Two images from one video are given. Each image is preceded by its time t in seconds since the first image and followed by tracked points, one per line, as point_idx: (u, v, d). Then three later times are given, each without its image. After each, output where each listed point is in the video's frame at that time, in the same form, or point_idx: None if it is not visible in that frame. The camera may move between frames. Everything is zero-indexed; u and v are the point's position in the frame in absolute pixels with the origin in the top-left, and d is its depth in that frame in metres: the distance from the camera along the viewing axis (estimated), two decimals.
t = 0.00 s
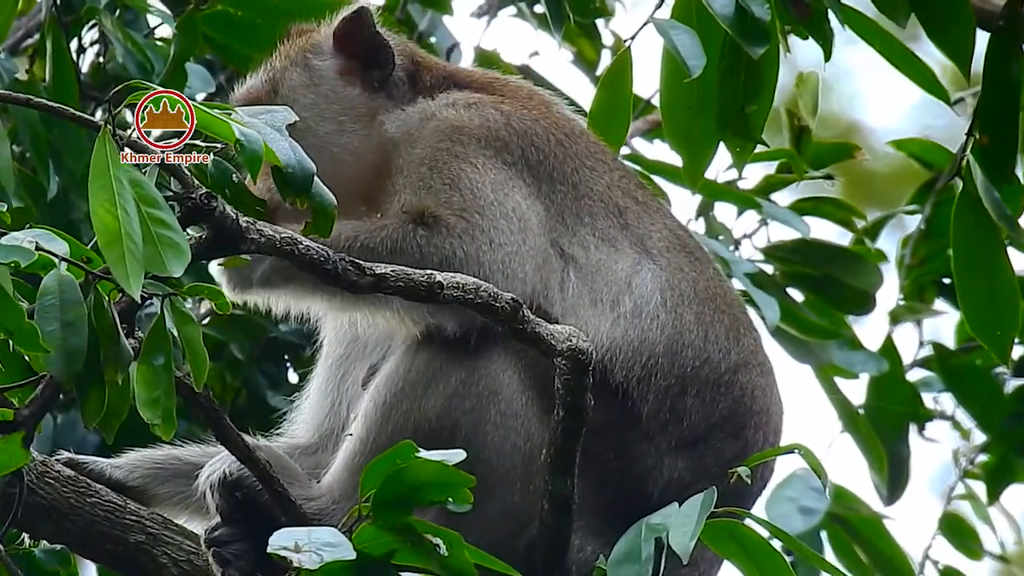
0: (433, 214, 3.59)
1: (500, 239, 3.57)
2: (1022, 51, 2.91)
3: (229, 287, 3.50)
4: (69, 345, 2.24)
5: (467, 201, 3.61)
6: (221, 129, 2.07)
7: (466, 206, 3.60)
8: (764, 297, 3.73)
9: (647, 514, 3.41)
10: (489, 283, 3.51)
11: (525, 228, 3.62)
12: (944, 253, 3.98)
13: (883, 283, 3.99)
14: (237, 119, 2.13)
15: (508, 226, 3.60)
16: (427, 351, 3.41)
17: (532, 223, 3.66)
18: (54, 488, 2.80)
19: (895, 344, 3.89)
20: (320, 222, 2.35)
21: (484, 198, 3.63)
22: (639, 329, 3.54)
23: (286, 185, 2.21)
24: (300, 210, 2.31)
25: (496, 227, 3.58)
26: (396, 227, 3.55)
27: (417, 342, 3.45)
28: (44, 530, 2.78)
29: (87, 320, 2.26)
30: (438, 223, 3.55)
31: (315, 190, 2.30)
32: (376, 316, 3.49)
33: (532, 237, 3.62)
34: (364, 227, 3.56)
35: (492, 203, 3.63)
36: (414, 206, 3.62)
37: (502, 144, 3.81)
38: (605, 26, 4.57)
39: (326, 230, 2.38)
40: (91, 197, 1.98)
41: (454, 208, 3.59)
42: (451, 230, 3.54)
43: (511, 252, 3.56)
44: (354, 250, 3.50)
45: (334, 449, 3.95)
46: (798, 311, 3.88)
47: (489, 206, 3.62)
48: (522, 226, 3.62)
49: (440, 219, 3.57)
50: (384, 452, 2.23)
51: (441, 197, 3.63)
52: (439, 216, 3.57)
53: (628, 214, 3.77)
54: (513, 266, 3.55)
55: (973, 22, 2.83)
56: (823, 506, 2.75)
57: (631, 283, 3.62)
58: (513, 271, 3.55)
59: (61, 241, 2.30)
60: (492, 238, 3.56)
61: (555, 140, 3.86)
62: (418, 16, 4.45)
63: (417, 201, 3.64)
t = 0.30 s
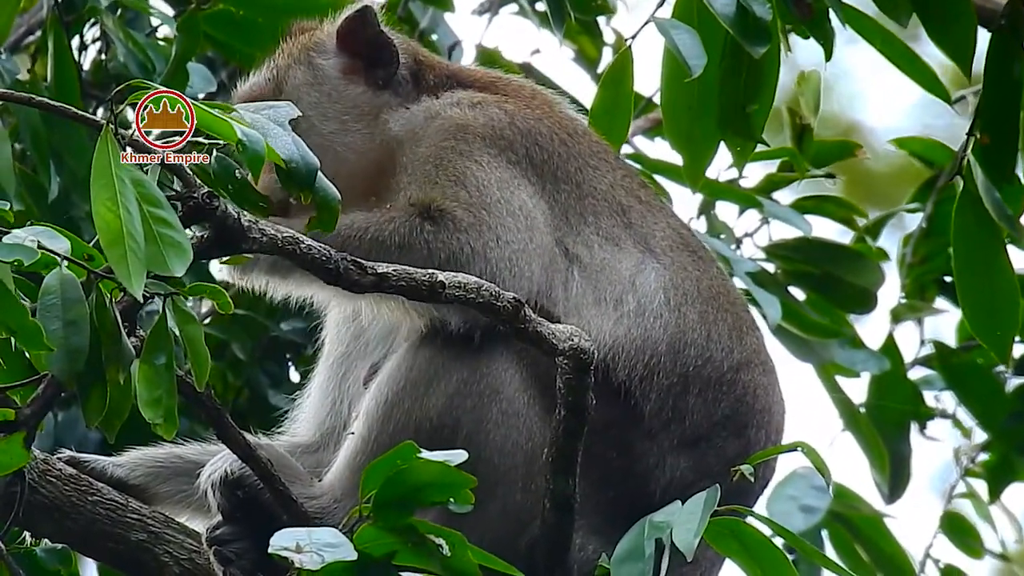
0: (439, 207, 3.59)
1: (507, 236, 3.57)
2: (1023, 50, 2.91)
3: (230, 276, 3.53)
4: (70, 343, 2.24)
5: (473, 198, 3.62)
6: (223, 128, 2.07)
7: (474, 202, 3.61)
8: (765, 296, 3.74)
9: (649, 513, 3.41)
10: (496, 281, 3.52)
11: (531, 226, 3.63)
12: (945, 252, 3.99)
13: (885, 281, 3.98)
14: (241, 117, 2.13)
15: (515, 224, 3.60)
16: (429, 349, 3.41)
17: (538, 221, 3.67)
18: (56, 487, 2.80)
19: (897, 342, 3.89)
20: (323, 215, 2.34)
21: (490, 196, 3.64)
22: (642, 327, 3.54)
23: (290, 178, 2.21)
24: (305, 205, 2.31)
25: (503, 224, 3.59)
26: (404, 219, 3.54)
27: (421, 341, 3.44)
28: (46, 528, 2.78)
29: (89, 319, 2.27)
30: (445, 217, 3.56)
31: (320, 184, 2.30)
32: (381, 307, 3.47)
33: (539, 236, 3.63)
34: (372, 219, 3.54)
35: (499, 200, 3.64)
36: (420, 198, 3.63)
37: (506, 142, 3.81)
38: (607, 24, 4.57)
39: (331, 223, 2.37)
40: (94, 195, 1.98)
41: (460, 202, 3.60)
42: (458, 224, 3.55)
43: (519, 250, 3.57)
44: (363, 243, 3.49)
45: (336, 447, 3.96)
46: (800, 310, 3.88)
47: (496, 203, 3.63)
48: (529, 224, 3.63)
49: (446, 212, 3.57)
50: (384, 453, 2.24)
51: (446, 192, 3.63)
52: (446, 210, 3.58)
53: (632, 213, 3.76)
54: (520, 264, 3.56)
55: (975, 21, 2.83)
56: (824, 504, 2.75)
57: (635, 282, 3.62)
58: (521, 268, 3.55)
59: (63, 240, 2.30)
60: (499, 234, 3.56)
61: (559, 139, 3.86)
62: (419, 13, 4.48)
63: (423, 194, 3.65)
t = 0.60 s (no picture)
0: (431, 201, 3.58)
1: (499, 225, 3.58)
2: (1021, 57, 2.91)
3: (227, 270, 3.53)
4: (71, 344, 2.25)
5: (466, 185, 3.62)
6: (224, 129, 2.08)
7: (467, 194, 3.60)
8: (764, 299, 3.76)
9: (650, 512, 3.41)
10: (488, 272, 3.52)
11: (524, 213, 3.64)
12: (944, 254, 3.99)
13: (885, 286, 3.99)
14: (239, 118, 2.13)
15: (507, 212, 3.61)
16: (431, 345, 3.41)
17: (532, 209, 3.67)
18: (57, 485, 2.80)
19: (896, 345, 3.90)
20: (326, 211, 2.33)
21: (484, 183, 3.64)
22: (638, 321, 3.56)
23: (292, 175, 2.22)
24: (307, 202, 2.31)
25: (495, 213, 3.59)
26: (396, 213, 3.54)
27: (420, 336, 3.45)
28: (48, 527, 2.78)
29: (90, 319, 2.27)
30: (437, 215, 3.55)
31: (322, 181, 2.30)
32: (381, 304, 3.51)
33: (532, 224, 3.64)
34: (365, 212, 3.52)
35: (492, 188, 3.64)
36: (412, 189, 3.63)
37: (504, 130, 3.82)
38: (605, 28, 4.58)
39: (335, 219, 2.37)
40: (95, 196, 1.99)
41: (452, 196, 3.60)
42: (449, 219, 3.55)
43: (511, 239, 3.57)
44: (360, 235, 3.47)
45: (336, 444, 3.96)
46: (800, 314, 3.89)
47: (489, 191, 3.62)
48: (522, 212, 3.63)
49: (439, 208, 3.56)
50: (388, 452, 2.24)
51: (440, 181, 3.64)
52: (439, 207, 3.57)
53: (625, 206, 3.76)
54: (513, 253, 3.56)
55: (974, 25, 2.84)
56: (823, 507, 2.76)
57: (628, 272, 3.64)
58: (514, 255, 3.56)
59: (64, 239, 2.32)
60: (492, 224, 3.57)
61: (555, 131, 3.86)
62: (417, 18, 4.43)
63: (415, 183, 3.66)
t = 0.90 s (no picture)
0: (439, 202, 3.61)
1: (507, 228, 3.60)
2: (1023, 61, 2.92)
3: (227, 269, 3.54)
4: (73, 343, 2.25)
5: (474, 188, 3.65)
6: (226, 130, 2.08)
7: (475, 195, 3.63)
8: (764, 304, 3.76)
9: (651, 512, 3.42)
10: (494, 273, 3.54)
11: (531, 217, 3.66)
12: (943, 256, 4.00)
13: (883, 290, 4.01)
14: (242, 119, 2.14)
15: (516, 216, 3.63)
16: (432, 345, 3.43)
17: (538, 212, 3.69)
18: (58, 484, 2.81)
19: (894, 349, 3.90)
20: (320, 219, 2.35)
21: (492, 186, 3.66)
22: (643, 324, 3.56)
23: (288, 181, 2.23)
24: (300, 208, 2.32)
25: (502, 216, 3.61)
26: (403, 214, 3.56)
27: (423, 334, 3.47)
28: (49, 526, 2.78)
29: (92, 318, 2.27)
30: (445, 214, 3.58)
31: (316, 189, 2.31)
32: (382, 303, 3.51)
33: (539, 227, 3.66)
34: (372, 210, 3.55)
35: (499, 191, 3.66)
36: (420, 190, 3.64)
37: (509, 131, 3.84)
38: (603, 31, 4.58)
39: (326, 225, 2.39)
40: (97, 196, 1.99)
41: (460, 195, 3.62)
42: (457, 219, 3.57)
43: (517, 242, 3.59)
44: (366, 233, 3.49)
45: (336, 444, 3.97)
46: (800, 320, 3.89)
47: (496, 194, 3.65)
48: (529, 216, 3.66)
49: (447, 208, 3.59)
50: (392, 451, 2.24)
51: (448, 183, 3.66)
52: (446, 205, 3.59)
53: (631, 209, 3.77)
54: (519, 257, 3.58)
55: (976, 28, 2.85)
56: (822, 509, 2.76)
57: (633, 275, 3.64)
58: (520, 259, 3.58)
59: (66, 240, 2.31)
60: (499, 227, 3.59)
61: (560, 133, 3.87)
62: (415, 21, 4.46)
63: (422, 184, 3.68)
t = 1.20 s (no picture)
0: (441, 199, 3.60)
1: (509, 229, 3.59)
2: None
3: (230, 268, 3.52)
4: (75, 341, 2.23)
5: (476, 188, 3.64)
6: (229, 127, 2.07)
7: (481, 193, 3.63)
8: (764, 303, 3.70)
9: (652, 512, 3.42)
10: (496, 273, 3.53)
11: (534, 220, 3.64)
12: (942, 255, 4.00)
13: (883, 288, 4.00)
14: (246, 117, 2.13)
15: (518, 216, 3.61)
16: (432, 345, 3.42)
17: (541, 215, 3.67)
18: (58, 484, 2.79)
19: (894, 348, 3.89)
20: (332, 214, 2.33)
21: (494, 187, 3.65)
22: (644, 325, 3.56)
23: (300, 178, 2.21)
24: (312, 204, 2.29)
25: (506, 217, 3.60)
26: (406, 211, 3.54)
27: (422, 337, 3.46)
28: (49, 526, 2.77)
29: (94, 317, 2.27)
30: (447, 212, 3.56)
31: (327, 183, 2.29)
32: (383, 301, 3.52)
33: (541, 229, 3.64)
34: (376, 207, 3.54)
35: (503, 192, 3.64)
36: (422, 189, 3.64)
37: (511, 130, 3.83)
38: (604, 30, 4.57)
39: (339, 220, 2.37)
40: (98, 192, 1.99)
41: (462, 194, 3.61)
42: (460, 218, 3.55)
43: (519, 243, 3.58)
44: (370, 230, 3.48)
45: (337, 445, 3.96)
46: (798, 317, 3.90)
47: (497, 195, 3.63)
48: (532, 217, 3.63)
49: (449, 206, 3.57)
50: (391, 450, 2.24)
51: (451, 183, 3.65)
52: (449, 203, 3.58)
53: (630, 209, 3.77)
54: (522, 259, 3.57)
55: (976, 26, 2.84)
56: (823, 508, 2.77)
57: (633, 276, 3.63)
58: (522, 262, 3.56)
59: (68, 237, 2.31)
60: (502, 228, 3.57)
61: (561, 130, 3.87)
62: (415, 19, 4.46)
63: (426, 182, 3.67)
